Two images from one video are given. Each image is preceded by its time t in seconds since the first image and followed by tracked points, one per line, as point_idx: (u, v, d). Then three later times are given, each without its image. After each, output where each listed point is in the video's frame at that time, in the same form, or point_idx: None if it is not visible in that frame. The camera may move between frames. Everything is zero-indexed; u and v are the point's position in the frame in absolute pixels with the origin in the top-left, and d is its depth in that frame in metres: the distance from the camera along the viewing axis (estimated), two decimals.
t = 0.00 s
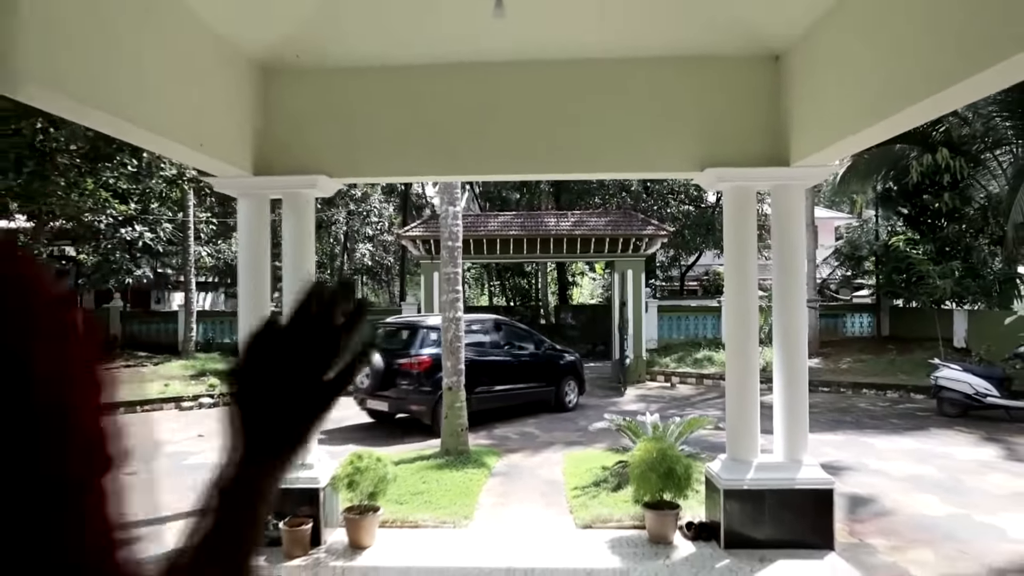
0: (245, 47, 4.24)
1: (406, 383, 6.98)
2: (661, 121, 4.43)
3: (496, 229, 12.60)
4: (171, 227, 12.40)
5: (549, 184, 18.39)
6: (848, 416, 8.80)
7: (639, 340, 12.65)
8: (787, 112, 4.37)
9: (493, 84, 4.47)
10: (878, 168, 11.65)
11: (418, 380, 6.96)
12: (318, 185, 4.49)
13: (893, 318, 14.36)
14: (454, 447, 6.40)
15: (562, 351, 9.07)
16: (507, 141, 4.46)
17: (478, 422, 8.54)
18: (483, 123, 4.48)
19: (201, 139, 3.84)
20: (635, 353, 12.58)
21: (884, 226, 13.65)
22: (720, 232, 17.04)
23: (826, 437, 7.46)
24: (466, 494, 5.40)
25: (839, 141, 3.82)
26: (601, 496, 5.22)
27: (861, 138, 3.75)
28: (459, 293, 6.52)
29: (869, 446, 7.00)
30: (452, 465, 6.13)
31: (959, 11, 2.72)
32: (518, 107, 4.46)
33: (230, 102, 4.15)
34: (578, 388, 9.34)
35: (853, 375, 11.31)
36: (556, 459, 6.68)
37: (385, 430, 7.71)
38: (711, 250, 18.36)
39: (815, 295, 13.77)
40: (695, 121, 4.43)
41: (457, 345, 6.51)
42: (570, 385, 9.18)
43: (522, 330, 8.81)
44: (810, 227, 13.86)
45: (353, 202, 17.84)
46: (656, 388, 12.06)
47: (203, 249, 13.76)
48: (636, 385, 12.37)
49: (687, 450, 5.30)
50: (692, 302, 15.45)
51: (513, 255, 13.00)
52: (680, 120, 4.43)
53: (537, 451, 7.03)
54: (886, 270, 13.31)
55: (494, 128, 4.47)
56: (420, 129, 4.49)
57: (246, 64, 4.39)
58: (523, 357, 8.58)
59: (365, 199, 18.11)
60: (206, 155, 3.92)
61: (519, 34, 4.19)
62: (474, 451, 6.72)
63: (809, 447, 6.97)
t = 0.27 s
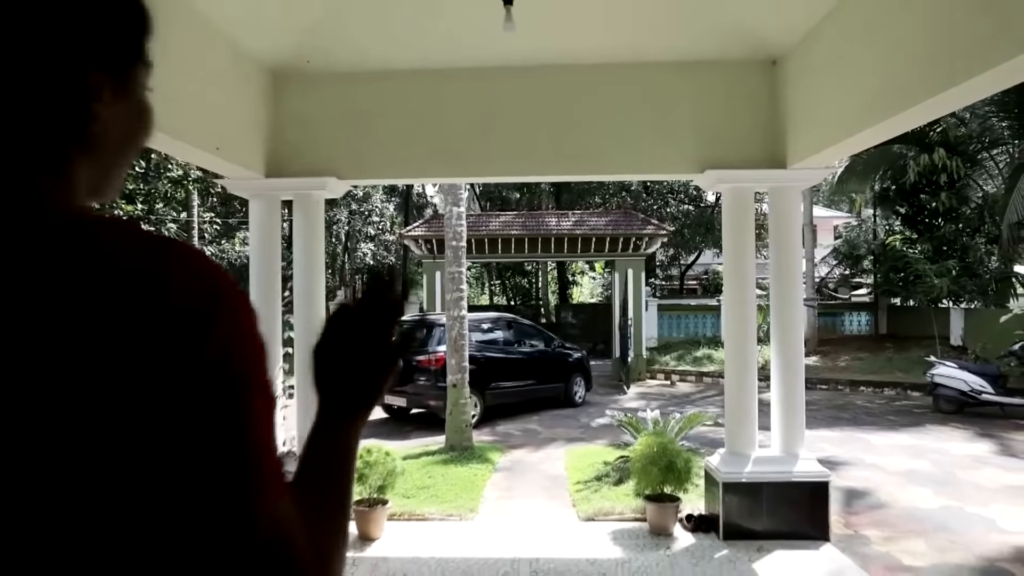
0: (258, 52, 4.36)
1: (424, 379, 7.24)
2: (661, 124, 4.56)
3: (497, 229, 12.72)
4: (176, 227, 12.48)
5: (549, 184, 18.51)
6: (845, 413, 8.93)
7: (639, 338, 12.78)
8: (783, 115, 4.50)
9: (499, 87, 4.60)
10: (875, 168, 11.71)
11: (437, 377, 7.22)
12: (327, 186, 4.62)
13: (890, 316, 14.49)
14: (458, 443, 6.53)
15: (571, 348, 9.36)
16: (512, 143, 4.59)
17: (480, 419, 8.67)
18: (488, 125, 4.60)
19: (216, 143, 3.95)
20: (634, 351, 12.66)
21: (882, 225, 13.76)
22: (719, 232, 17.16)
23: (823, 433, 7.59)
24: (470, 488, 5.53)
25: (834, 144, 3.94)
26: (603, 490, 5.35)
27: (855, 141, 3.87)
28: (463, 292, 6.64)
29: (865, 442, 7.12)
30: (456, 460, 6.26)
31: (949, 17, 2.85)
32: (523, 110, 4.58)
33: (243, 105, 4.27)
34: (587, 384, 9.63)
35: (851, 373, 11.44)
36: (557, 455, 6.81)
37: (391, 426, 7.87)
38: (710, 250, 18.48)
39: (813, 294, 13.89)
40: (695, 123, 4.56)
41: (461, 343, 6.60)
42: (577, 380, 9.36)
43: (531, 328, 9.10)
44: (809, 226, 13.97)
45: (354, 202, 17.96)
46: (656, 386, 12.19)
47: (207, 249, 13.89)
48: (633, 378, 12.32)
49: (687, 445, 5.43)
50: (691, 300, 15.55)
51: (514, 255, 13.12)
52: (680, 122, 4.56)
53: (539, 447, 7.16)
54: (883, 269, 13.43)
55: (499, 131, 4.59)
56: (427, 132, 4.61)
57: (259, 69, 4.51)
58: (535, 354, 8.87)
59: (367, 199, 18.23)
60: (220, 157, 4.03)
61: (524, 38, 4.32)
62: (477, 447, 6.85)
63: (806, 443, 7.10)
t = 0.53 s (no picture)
0: (271, 58, 4.50)
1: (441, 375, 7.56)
2: (661, 127, 4.69)
3: (498, 228, 12.84)
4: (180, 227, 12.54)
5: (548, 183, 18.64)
6: (841, 409, 9.07)
7: (639, 337, 12.90)
8: (779, 118, 4.64)
9: (503, 90, 4.73)
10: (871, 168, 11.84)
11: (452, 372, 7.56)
12: (336, 188, 4.75)
13: (887, 315, 14.63)
14: (462, 438, 6.67)
15: (577, 345, 9.71)
16: (516, 145, 4.72)
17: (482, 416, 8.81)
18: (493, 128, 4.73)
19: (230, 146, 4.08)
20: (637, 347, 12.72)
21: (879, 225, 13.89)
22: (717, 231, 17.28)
23: (820, 428, 7.72)
24: (475, 482, 5.67)
25: (827, 146, 4.08)
26: (604, 482, 5.49)
27: (848, 144, 4.01)
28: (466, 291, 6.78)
29: (860, 437, 7.27)
30: (460, 455, 6.39)
31: (935, 25, 2.98)
32: (526, 113, 4.72)
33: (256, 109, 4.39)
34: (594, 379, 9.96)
35: (848, 370, 11.57)
36: (559, 450, 6.94)
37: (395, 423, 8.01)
38: (709, 249, 18.61)
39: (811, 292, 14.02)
40: (693, 124, 4.70)
41: (464, 340, 6.74)
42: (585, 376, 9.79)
43: (540, 326, 9.44)
44: (807, 225, 14.09)
45: (356, 202, 18.08)
46: (655, 384, 12.32)
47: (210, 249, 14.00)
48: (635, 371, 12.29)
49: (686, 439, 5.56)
50: (690, 299, 15.68)
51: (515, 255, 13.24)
52: (679, 125, 4.69)
53: (541, 443, 7.30)
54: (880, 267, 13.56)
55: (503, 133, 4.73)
56: (433, 135, 4.74)
57: (270, 73, 4.64)
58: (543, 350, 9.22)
59: (368, 199, 18.36)
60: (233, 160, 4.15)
61: (528, 42, 4.46)
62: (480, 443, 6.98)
63: (803, 438, 7.24)
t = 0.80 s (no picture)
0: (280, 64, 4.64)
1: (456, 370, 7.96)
2: (658, 131, 4.84)
3: (500, 228, 12.99)
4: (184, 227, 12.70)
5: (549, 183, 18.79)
6: (838, 406, 9.21)
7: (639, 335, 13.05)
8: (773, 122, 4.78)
9: (504, 95, 4.87)
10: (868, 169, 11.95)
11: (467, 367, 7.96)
12: (344, 190, 4.90)
13: (885, 314, 14.76)
14: (465, 434, 6.82)
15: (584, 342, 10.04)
16: (518, 149, 4.86)
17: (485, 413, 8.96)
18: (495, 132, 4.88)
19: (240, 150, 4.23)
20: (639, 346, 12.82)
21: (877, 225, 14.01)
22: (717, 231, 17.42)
23: (816, 425, 7.86)
24: (479, 475, 5.83)
25: (820, 151, 4.21)
26: (604, 476, 5.64)
27: (839, 148, 4.14)
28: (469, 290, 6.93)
29: (855, 433, 7.40)
30: (463, 450, 6.55)
31: (916, 37, 3.11)
32: (528, 117, 4.86)
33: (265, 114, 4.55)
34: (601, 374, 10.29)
35: (845, 369, 11.71)
36: (560, 445, 7.10)
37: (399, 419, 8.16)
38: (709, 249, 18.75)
39: (809, 291, 14.16)
40: (689, 128, 4.84)
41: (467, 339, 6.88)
42: (591, 371, 10.07)
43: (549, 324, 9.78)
44: (805, 225, 14.22)
45: (358, 202, 18.24)
46: (655, 382, 12.46)
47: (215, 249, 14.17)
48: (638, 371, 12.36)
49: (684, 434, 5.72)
50: (690, 298, 15.82)
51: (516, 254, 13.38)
52: (676, 129, 4.84)
53: (543, 439, 7.45)
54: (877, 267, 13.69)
55: (506, 137, 4.87)
56: (437, 138, 4.89)
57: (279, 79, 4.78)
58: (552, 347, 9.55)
59: (370, 199, 18.52)
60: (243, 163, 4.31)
61: (529, 49, 4.59)
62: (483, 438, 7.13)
63: (800, 434, 7.38)
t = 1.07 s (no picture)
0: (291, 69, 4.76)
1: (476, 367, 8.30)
2: (659, 134, 4.95)
3: (503, 228, 13.08)
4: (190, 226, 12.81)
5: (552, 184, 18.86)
6: (838, 404, 9.30)
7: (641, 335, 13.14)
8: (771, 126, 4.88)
9: (509, 99, 4.99)
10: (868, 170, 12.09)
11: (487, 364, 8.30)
12: (352, 192, 5.02)
13: (886, 313, 14.84)
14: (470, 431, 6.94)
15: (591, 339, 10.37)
16: (522, 152, 4.98)
17: (489, 411, 9.07)
18: (500, 135, 4.99)
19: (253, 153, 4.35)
20: (642, 345, 12.87)
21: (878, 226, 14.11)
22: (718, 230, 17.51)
23: (816, 423, 7.96)
24: (483, 471, 5.96)
25: (817, 154, 4.31)
26: (606, 471, 5.76)
27: (835, 151, 4.24)
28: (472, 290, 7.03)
29: (854, 431, 7.51)
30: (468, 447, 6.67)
31: (911, 44, 3.22)
32: (532, 121, 4.98)
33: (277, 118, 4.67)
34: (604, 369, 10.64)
35: (846, 367, 11.80)
36: (563, 442, 7.21)
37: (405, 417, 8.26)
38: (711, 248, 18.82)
39: (810, 291, 14.24)
40: (690, 132, 4.96)
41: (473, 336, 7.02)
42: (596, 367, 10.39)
43: (557, 321, 10.05)
44: (806, 225, 14.29)
45: (362, 203, 18.33)
46: (657, 380, 12.57)
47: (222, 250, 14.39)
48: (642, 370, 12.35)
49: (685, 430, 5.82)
50: (692, 297, 15.90)
51: (518, 254, 13.46)
52: (677, 132, 4.95)
53: (546, 436, 7.56)
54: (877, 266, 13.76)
55: (510, 141, 4.98)
56: (443, 142, 5.01)
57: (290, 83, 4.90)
58: (562, 343, 9.84)
59: (373, 200, 18.64)
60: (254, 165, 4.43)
61: (534, 54, 4.70)
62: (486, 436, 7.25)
63: (800, 432, 7.48)
